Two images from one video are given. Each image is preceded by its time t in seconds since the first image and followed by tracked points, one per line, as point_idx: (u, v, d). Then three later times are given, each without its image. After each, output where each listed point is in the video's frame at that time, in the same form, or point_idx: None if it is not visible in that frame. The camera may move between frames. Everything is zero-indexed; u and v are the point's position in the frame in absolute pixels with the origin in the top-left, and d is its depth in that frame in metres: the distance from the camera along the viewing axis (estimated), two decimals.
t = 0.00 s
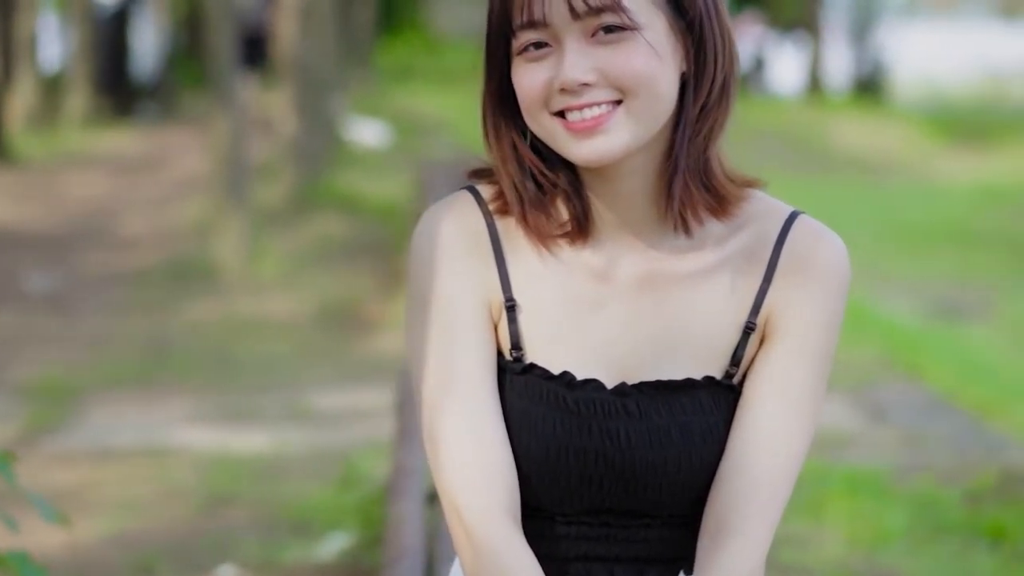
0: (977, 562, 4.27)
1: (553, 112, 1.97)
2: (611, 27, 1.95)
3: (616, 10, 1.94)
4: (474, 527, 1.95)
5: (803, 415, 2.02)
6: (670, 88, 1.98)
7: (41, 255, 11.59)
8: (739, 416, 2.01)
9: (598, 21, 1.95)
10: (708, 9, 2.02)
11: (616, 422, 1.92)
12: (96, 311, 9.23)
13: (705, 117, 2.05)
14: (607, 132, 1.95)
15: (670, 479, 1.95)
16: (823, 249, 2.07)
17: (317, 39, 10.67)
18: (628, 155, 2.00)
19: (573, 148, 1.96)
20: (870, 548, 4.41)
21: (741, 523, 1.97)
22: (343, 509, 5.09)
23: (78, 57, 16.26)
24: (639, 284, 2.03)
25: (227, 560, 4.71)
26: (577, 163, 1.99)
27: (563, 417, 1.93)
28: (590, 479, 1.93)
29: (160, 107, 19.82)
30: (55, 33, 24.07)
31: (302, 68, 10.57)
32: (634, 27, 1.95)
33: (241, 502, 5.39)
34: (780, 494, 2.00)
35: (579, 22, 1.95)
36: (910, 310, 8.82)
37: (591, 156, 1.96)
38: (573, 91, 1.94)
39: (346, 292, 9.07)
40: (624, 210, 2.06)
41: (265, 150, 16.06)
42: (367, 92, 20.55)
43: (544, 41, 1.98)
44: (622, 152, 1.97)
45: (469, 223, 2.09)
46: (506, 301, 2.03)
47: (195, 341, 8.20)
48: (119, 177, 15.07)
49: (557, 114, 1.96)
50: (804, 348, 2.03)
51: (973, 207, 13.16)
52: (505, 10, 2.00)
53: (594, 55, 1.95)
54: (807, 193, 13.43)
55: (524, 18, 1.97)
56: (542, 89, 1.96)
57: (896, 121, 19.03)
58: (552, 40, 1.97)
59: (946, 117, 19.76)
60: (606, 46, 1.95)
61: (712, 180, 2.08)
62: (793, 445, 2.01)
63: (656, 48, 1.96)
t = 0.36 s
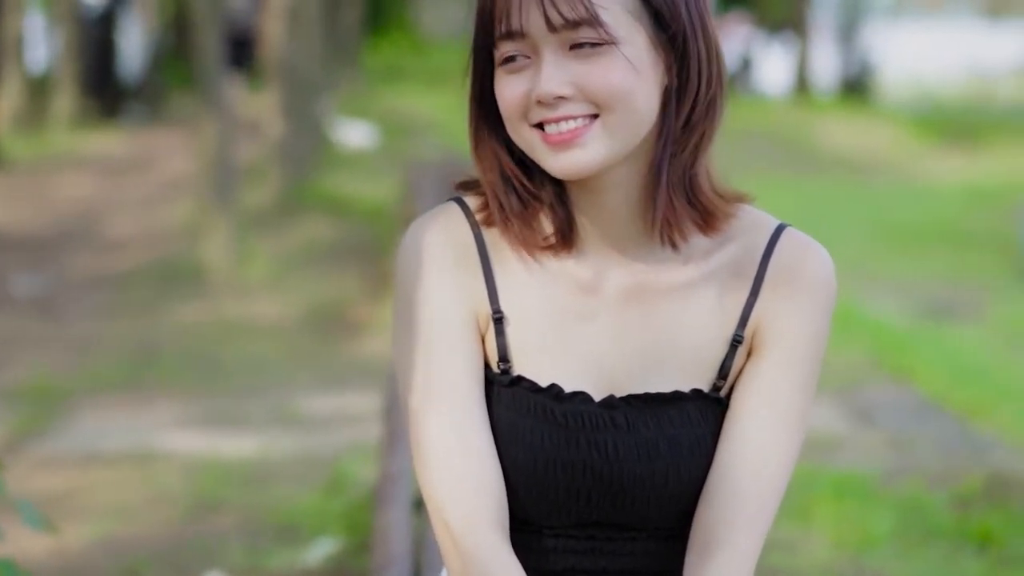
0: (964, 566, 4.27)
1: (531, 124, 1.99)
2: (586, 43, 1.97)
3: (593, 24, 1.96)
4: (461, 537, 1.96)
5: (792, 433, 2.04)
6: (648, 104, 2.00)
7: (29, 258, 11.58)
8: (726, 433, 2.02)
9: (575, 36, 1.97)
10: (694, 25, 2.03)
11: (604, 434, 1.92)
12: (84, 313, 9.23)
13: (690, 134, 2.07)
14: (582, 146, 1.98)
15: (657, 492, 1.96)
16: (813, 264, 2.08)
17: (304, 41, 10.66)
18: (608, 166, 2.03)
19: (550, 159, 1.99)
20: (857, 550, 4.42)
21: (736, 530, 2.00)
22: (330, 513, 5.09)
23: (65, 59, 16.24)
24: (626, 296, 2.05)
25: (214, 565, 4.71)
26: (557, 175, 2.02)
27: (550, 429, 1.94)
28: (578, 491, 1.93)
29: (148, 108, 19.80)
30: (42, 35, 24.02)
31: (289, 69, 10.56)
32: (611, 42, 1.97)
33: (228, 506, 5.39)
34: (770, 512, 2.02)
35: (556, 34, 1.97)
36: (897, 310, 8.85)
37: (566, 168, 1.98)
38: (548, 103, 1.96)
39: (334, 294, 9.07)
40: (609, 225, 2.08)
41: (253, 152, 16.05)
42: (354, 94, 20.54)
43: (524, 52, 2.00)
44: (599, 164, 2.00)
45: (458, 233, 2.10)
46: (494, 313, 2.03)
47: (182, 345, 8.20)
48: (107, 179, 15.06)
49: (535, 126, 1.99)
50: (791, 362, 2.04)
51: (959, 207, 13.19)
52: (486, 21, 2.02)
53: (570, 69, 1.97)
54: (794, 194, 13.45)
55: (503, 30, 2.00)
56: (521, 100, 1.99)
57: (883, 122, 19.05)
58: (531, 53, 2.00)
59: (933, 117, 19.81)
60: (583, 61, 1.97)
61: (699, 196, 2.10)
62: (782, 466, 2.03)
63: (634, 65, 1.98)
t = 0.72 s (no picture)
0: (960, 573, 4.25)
1: (506, 141, 1.94)
2: (562, 62, 1.93)
3: (569, 44, 1.91)
4: (451, 553, 1.94)
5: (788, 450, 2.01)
6: (625, 127, 1.95)
7: (26, 261, 11.56)
8: (721, 453, 2.01)
9: (551, 54, 1.92)
10: (679, 53, 1.97)
11: (595, 454, 1.91)
12: (80, 317, 9.21)
13: (673, 160, 2.03)
14: (553, 164, 1.92)
15: (648, 511, 1.94)
16: (805, 285, 2.04)
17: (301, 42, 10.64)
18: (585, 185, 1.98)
19: (523, 177, 1.94)
20: (854, 556, 4.42)
21: (737, 562, 1.97)
22: (326, 521, 5.08)
23: (62, 61, 16.23)
24: (616, 316, 2.02)
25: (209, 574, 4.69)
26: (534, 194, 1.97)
27: (540, 450, 1.92)
28: (570, 512, 1.92)
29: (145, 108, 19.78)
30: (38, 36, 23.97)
31: (286, 71, 10.54)
32: (588, 63, 1.93)
33: (223, 514, 5.38)
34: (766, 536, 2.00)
35: (533, 52, 1.93)
36: (895, 310, 8.87)
37: (537, 186, 1.93)
38: (521, 121, 1.92)
39: (330, 298, 9.05)
40: (598, 246, 2.05)
41: (250, 155, 16.04)
42: (351, 96, 20.54)
43: (504, 68, 1.96)
44: (572, 184, 1.94)
45: (447, 252, 2.07)
46: (484, 333, 2.01)
47: (177, 350, 8.18)
48: (104, 181, 15.04)
49: (511, 141, 1.94)
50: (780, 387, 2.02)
51: (956, 207, 13.21)
52: (471, 34, 1.99)
53: (545, 88, 1.92)
54: (792, 194, 13.47)
55: (486, 44, 1.96)
56: (496, 116, 1.95)
57: (881, 122, 19.04)
58: (510, 68, 1.95)
59: (930, 117, 19.85)
60: (559, 80, 1.93)
61: (682, 226, 2.05)
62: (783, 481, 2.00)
63: (610, 86, 1.93)
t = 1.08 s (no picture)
0: None
1: (500, 152, 1.91)
2: (557, 77, 1.89)
3: (563, 59, 1.88)
4: (452, 562, 1.94)
5: (811, 461, 1.99)
6: (617, 146, 1.92)
7: (29, 263, 11.57)
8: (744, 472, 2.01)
9: (546, 68, 1.89)
10: (677, 73, 1.93)
11: (598, 466, 1.89)
12: (82, 320, 9.22)
13: (668, 179, 1.99)
14: (543, 178, 1.89)
15: (652, 523, 1.93)
16: (805, 292, 2.03)
17: (303, 44, 10.64)
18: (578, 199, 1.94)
19: (514, 189, 1.90)
20: (854, 559, 4.43)
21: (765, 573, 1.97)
22: (328, 525, 5.10)
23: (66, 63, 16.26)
24: (617, 332, 2.00)
25: None
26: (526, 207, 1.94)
27: (543, 464, 1.91)
28: (573, 523, 1.91)
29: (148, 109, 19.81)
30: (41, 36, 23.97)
31: (288, 74, 10.55)
32: (581, 79, 1.89)
33: (226, 518, 5.40)
34: (794, 551, 1.96)
35: (528, 65, 1.90)
36: (896, 310, 8.91)
37: (526, 199, 1.90)
38: (514, 133, 1.89)
39: (331, 300, 9.07)
40: (596, 264, 2.03)
41: (253, 156, 16.06)
42: (354, 96, 20.57)
43: (502, 78, 1.94)
44: (563, 200, 1.91)
45: (448, 271, 2.06)
46: (483, 351, 2.00)
47: (179, 352, 8.20)
48: (106, 183, 15.05)
49: (505, 153, 1.91)
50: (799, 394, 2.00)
51: (958, 208, 13.25)
52: (473, 45, 1.97)
53: (538, 102, 1.89)
54: (794, 194, 13.51)
55: (486, 55, 1.94)
56: (493, 128, 1.92)
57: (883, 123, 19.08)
58: (507, 79, 1.93)
59: (931, 117, 19.91)
60: (552, 94, 1.89)
61: (683, 250, 2.02)
62: (805, 496, 1.97)
63: (603, 103, 1.90)
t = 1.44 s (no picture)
0: (967, 575, 4.24)
1: (520, 143, 1.77)
2: (578, 69, 1.75)
3: (583, 52, 1.73)
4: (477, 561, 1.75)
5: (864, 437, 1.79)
6: (637, 141, 1.77)
7: (34, 262, 11.58)
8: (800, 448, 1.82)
9: (567, 61, 1.75)
10: (702, 72, 1.79)
11: (623, 458, 1.73)
12: (89, 319, 9.20)
13: (691, 175, 1.84)
14: (559, 171, 1.75)
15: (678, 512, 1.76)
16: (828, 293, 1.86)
17: (309, 43, 10.61)
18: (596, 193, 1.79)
19: (532, 182, 1.76)
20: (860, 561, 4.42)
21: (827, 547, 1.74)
22: (338, 524, 5.09)
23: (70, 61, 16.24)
24: (639, 325, 1.83)
25: None
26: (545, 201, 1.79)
27: (565, 459, 1.74)
28: (600, 516, 1.74)
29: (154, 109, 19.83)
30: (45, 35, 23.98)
31: (295, 74, 10.53)
32: (602, 73, 1.75)
33: (236, 516, 5.39)
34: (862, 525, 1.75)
35: (548, 57, 1.75)
36: (899, 310, 8.91)
37: (543, 192, 1.75)
38: (533, 125, 1.75)
39: (335, 299, 9.05)
40: (614, 251, 1.85)
41: (258, 155, 16.06)
42: (359, 95, 20.61)
43: (523, 68, 1.79)
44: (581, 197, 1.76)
45: (467, 265, 1.88)
46: (503, 346, 1.82)
47: (186, 352, 8.18)
48: (112, 183, 15.06)
49: (523, 144, 1.76)
50: (837, 383, 1.82)
51: (961, 208, 13.25)
52: (494, 32, 1.82)
53: (558, 94, 1.75)
54: (797, 195, 13.51)
55: (507, 45, 1.79)
56: (512, 118, 1.77)
57: (886, 124, 19.08)
58: (528, 69, 1.78)
59: (933, 118, 19.94)
60: (572, 88, 1.75)
61: (702, 246, 1.85)
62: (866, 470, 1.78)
63: (621, 97, 1.75)
